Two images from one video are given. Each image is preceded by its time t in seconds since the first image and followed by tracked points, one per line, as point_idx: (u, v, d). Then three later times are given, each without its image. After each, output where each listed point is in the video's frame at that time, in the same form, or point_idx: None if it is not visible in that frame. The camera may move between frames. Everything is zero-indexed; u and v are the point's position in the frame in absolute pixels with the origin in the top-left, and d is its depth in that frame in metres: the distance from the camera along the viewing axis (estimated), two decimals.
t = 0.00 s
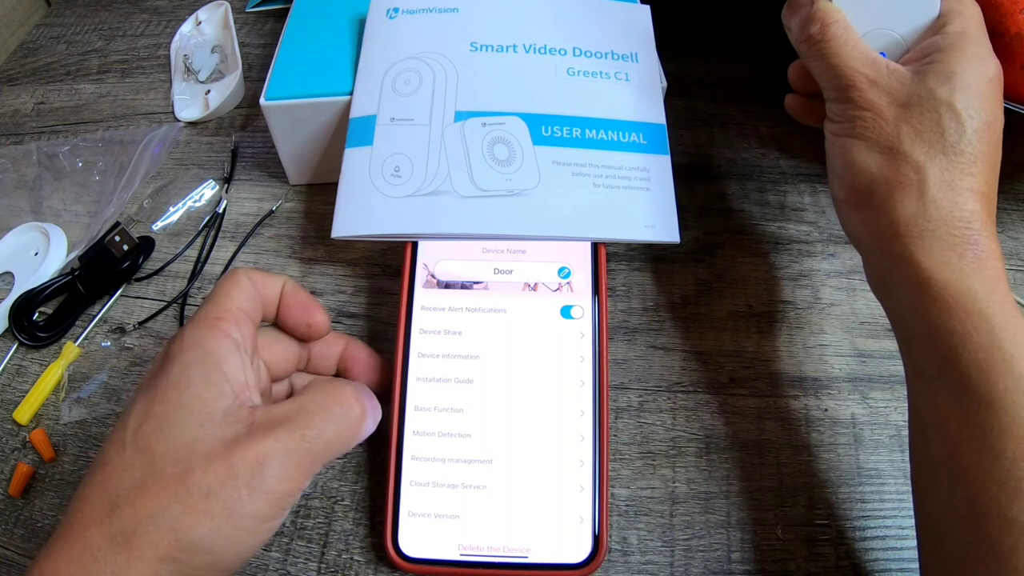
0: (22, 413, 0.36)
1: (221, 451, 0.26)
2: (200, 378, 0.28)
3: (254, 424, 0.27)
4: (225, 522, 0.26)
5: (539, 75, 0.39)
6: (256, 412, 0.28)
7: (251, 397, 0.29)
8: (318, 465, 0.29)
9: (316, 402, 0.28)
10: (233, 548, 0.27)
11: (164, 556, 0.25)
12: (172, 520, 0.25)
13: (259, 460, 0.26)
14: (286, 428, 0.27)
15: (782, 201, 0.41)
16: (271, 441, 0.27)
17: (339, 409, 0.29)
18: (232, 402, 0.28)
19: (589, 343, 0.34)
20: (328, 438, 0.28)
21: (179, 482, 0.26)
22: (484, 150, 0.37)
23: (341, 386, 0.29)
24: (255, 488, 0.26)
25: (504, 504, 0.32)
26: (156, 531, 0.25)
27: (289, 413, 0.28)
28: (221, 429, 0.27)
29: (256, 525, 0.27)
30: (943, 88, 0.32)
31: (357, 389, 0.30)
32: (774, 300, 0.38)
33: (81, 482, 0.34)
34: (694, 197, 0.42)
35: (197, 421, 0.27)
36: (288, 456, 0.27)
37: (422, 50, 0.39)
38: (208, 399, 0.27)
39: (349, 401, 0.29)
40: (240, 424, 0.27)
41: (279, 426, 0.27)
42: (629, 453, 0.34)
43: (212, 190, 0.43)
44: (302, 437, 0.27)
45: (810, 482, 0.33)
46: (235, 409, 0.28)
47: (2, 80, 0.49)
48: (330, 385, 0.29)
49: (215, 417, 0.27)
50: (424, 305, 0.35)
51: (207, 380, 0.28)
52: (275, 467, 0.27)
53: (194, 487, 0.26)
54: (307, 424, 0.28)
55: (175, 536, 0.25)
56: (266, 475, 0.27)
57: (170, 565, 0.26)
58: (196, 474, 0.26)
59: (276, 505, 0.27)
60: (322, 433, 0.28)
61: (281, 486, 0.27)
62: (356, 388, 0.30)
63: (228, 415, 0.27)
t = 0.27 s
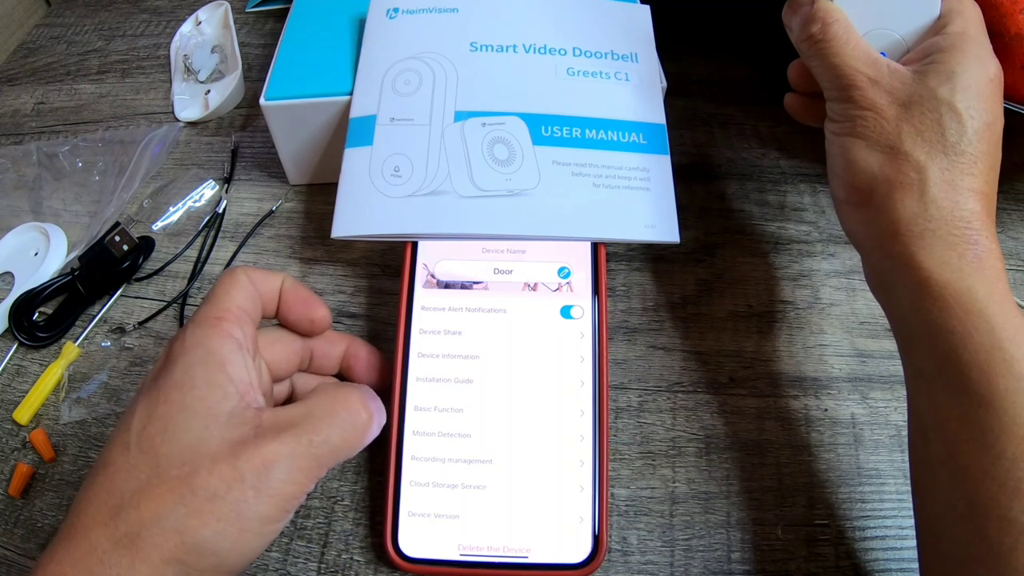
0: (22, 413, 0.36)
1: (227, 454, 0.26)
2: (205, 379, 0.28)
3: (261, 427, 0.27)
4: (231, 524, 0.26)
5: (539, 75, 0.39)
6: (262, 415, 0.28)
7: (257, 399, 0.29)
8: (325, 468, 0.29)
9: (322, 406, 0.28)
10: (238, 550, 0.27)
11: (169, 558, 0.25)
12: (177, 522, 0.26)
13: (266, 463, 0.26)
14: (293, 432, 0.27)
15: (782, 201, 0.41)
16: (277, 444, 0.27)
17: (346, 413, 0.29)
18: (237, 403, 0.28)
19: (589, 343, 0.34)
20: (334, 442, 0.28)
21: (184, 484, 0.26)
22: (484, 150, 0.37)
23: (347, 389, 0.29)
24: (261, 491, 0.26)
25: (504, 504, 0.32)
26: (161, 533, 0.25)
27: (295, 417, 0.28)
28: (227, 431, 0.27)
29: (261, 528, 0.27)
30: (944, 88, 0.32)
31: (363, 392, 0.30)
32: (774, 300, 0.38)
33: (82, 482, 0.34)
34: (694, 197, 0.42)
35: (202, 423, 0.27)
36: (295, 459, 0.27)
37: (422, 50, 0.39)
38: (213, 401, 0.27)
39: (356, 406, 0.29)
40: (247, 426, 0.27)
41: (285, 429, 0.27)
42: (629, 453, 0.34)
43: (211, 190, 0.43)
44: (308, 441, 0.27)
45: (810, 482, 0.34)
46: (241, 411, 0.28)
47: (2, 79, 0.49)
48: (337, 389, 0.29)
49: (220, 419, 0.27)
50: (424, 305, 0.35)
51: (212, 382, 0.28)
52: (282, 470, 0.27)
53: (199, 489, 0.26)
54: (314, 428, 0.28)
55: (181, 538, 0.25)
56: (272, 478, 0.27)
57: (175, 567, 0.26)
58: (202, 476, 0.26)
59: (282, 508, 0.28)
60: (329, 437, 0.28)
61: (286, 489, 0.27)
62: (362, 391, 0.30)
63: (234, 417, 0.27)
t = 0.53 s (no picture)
0: (22, 413, 0.36)
1: (226, 452, 0.26)
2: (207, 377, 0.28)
3: (260, 425, 0.27)
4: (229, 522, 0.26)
5: (538, 75, 0.39)
6: (262, 413, 0.28)
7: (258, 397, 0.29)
8: (324, 468, 0.29)
9: (323, 406, 0.28)
10: (237, 549, 0.27)
11: (167, 555, 0.25)
12: (176, 520, 0.26)
13: (264, 462, 0.26)
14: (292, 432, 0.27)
15: (782, 201, 0.41)
16: (277, 443, 0.27)
17: (347, 413, 0.28)
18: (237, 402, 0.28)
19: (589, 343, 0.34)
20: (333, 442, 0.28)
21: (183, 481, 0.26)
22: (484, 150, 0.37)
23: (349, 390, 0.29)
24: (260, 489, 0.26)
25: (504, 504, 0.32)
26: (160, 530, 0.25)
27: (295, 416, 0.28)
28: (227, 429, 0.27)
29: (260, 526, 0.27)
30: (943, 89, 0.32)
31: (365, 392, 0.30)
32: (774, 300, 0.38)
33: (82, 482, 0.34)
34: (694, 197, 0.42)
35: (201, 421, 0.27)
36: (294, 458, 0.27)
37: (422, 50, 0.39)
38: (214, 399, 0.27)
39: (357, 406, 0.29)
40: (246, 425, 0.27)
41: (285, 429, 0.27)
42: (629, 453, 0.34)
43: (211, 190, 0.43)
44: (307, 440, 0.27)
45: (810, 483, 0.33)
46: (242, 410, 0.28)
47: (2, 80, 0.49)
48: (337, 388, 0.29)
49: (220, 417, 0.27)
50: (424, 305, 0.35)
51: (213, 380, 0.28)
52: (280, 469, 0.27)
53: (198, 487, 0.26)
54: (313, 427, 0.28)
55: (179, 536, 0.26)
56: (270, 476, 0.27)
57: (173, 565, 0.26)
58: (201, 474, 0.26)
59: (280, 506, 0.28)
60: (328, 437, 0.28)
61: (284, 488, 0.27)
62: (363, 391, 0.30)
63: (234, 416, 0.27)
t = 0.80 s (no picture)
0: (22, 413, 0.36)
1: (232, 456, 0.26)
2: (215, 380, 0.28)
3: (268, 429, 0.27)
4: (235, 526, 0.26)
5: (538, 75, 0.39)
6: (270, 417, 0.28)
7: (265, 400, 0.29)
8: (331, 473, 0.28)
9: (331, 411, 0.28)
10: (242, 552, 0.27)
11: (173, 558, 0.25)
12: (182, 523, 0.25)
13: (271, 466, 0.26)
14: (300, 437, 0.27)
15: (782, 201, 0.41)
16: (284, 448, 0.27)
17: (355, 418, 0.28)
18: (243, 405, 0.28)
19: (589, 343, 0.34)
20: (341, 447, 0.28)
21: (190, 484, 0.26)
22: (484, 150, 0.37)
23: (357, 394, 0.29)
24: (266, 494, 0.26)
25: (504, 504, 0.32)
26: (166, 533, 0.25)
27: (303, 421, 0.28)
28: (234, 433, 0.27)
29: (265, 530, 0.27)
30: (943, 89, 0.32)
31: (374, 397, 0.30)
32: (774, 300, 0.38)
33: (82, 482, 0.34)
34: (694, 197, 0.42)
35: (208, 423, 0.27)
36: (301, 463, 0.27)
37: (422, 50, 0.39)
38: (221, 402, 0.27)
39: (366, 411, 0.29)
40: (253, 429, 0.27)
41: (292, 433, 0.27)
42: (629, 453, 0.34)
43: (211, 190, 0.43)
44: (315, 445, 0.27)
45: (810, 483, 0.33)
46: (249, 413, 0.28)
47: (2, 80, 0.49)
48: (345, 393, 0.29)
49: (227, 420, 0.27)
50: (424, 305, 0.35)
51: (221, 384, 0.28)
52: (287, 473, 0.27)
53: (204, 490, 0.26)
54: (321, 432, 0.28)
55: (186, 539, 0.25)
56: (276, 480, 0.27)
57: (179, 568, 0.26)
58: (207, 477, 0.26)
59: (287, 510, 0.27)
60: (336, 442, 0.28)
61: (290, 493, 0.27)
62: (372, 396, 0.30)
63: (241, 419, 0.27)
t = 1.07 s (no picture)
0: (22, 413, 0.36)
1: (236, 457, 0.26)
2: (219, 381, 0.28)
3: (271, 430, 0.27)
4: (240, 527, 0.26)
5: (538, 75, 0.39)
6: (273, 418, 0.28)
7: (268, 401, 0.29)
8: (335, 474, 0.28)
9: (335, 412, 0.28)
10: (246, 553, 0.27)
11: (177, 559, 0.25)
12: (186, 523, 0.25)
13: (275, 467, 0.26)
14: (303, 438, 0.27)
15: (782, 201, 0.41)
16: (288, 449, 0.27)
17: (359, 418, 0.28)
18: (248, 405, 0.28)
19: (589, 343, 0.34)
20: (345, 448, 0.28)
21: (194, 485, 0.26)
22: (484, 151, 0.37)
23: (360, 395, 0.29)
24: (270, 495, 0.26)
25: (504, 504, 0.32)
26: (169, 533, 0.25)
27: (306, 422, 0.28)
28: (238, 433, 0.27)
29: (269, 531, 0.27)
30: (943, 89, 0.32)
31: (377, 398, 0.30)
32: (773, 300, 0.38)
33: (82, 482, 0.34)
34: (694, 197, 0.42)
35: (212, 424, 0.27)
36: (304, 464, 0.27)
37: (422, 50, 0.39)
38: (225, 403, 0.27)
39: (369, 412, 0.29)
40: (257, 430, 0.27)
41: (296, 435, 0.27)
42: (628, 453, 0.34)
43: (211, 190, 0.43)
44: (319, 446, 0.27)
45: (810, 483, 0.33)
46: (253, 414, 0.28)
47: (2, 80, 0.49)
48: (349, 394, 0.29)
49: (231, 421, 0.27)
50: (424, 305, 0.35)
51: (224, 385, 0.28)
52: (291, 474, 0.27)
53: (208, 491, 0.26)
54: (324, 433, 0.27)
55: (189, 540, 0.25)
56: (280, 482, 0.27)
57: (182, 568, 0.26)
58: (211, 478, 0.26)
59: (291, 511, 0.27)
60: (340, 443, 0.28)
61: (295, 494, 0.27)
62: (375, 396, 0.30)
63: (245, 420, 0.27)
